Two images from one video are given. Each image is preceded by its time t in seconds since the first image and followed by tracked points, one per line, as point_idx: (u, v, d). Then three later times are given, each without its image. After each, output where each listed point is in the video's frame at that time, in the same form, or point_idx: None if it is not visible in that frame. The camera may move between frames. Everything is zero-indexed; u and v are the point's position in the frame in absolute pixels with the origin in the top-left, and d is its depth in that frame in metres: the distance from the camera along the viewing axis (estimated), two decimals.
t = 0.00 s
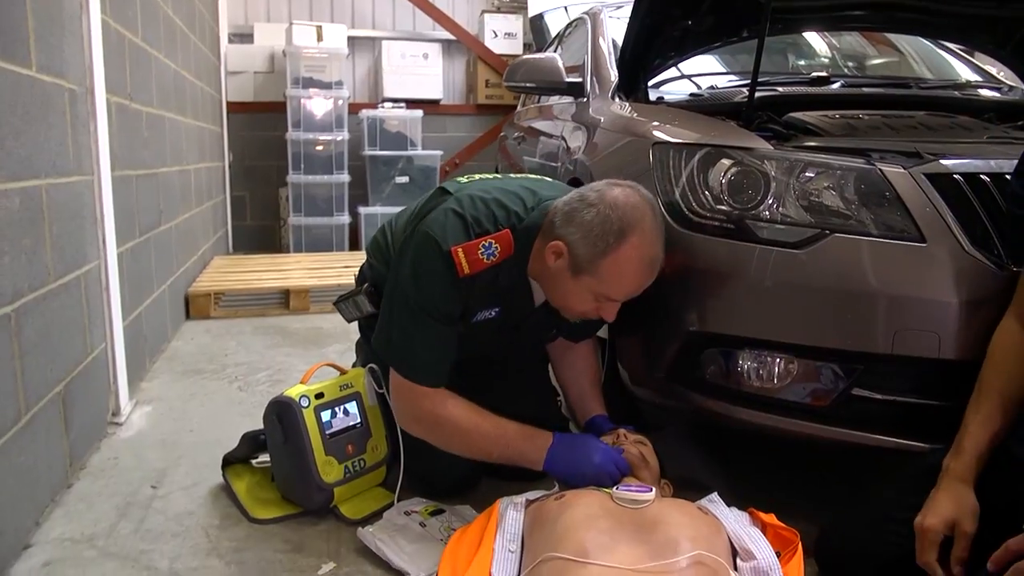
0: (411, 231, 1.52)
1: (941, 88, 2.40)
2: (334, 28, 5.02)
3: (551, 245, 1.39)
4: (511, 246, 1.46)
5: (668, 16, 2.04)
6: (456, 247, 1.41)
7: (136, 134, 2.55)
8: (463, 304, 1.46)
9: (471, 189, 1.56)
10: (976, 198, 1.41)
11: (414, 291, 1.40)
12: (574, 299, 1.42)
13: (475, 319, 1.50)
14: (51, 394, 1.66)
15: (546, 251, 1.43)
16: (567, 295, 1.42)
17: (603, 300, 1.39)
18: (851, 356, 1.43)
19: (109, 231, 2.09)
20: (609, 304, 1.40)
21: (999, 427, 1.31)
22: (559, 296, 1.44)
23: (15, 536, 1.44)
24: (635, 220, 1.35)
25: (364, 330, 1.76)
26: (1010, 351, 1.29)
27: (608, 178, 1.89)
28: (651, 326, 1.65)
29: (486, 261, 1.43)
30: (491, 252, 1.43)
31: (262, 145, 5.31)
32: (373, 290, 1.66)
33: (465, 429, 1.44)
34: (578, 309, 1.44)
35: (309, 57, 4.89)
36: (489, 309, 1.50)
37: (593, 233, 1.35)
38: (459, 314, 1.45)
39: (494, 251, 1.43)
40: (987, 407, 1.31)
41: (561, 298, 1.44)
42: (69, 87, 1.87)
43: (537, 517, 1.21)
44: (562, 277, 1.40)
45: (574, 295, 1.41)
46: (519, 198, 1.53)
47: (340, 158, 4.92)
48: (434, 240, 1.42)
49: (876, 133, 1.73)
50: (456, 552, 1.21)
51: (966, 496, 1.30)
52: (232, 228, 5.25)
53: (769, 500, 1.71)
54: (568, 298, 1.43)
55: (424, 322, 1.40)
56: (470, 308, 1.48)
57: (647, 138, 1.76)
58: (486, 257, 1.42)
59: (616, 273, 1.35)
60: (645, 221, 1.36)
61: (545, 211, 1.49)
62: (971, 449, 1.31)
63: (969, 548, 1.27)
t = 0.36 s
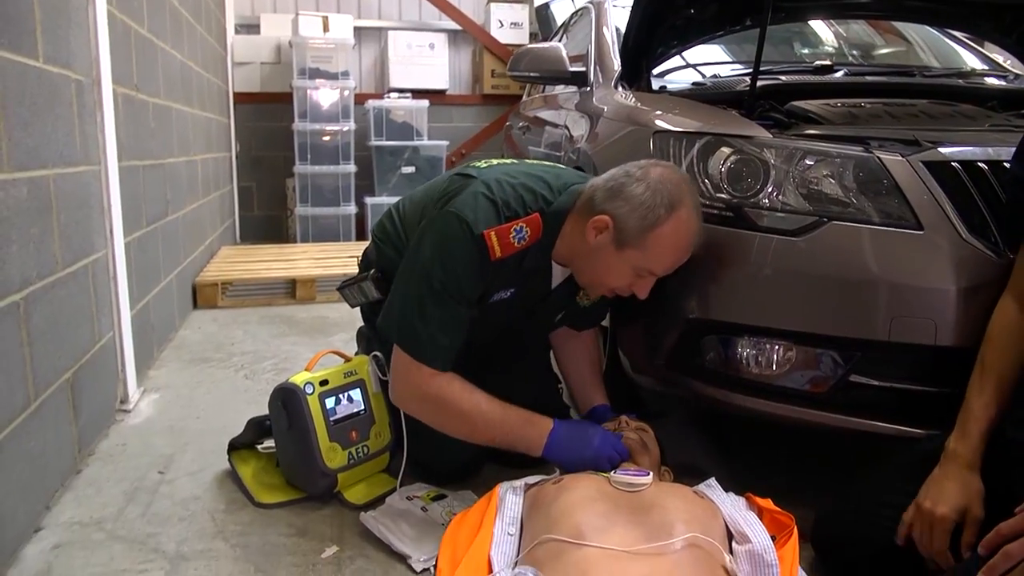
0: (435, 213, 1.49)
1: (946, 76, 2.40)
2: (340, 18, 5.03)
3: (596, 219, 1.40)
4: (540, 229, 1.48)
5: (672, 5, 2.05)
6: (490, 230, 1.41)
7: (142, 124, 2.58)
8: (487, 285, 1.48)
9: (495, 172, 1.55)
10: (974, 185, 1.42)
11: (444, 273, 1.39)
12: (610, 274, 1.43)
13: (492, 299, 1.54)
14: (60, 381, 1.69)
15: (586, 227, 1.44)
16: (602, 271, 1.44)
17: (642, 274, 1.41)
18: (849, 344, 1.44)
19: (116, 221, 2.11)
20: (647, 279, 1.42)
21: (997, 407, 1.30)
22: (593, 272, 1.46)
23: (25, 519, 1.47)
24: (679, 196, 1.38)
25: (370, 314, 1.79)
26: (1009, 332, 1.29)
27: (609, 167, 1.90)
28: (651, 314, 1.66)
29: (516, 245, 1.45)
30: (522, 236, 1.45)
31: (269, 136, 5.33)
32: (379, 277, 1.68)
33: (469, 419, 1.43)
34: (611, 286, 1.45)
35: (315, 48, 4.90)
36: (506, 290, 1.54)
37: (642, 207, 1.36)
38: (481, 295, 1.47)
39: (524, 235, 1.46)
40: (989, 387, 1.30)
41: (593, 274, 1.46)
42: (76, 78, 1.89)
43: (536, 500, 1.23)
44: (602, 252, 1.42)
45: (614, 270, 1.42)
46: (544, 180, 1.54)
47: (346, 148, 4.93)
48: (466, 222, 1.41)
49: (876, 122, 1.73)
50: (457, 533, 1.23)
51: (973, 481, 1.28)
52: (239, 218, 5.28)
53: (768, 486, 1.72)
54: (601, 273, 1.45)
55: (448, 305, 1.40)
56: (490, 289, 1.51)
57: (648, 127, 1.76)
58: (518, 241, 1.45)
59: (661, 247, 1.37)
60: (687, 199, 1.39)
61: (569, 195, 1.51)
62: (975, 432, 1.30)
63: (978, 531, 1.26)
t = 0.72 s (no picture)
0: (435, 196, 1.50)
1: (947, 62, 2.39)
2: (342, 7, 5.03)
3: (593, 203, 1.41)
4: (540, 212, 1.51)
5: None
6: (495, 211, 1.44)
7: (145, 114, 2.59)
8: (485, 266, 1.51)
9: (492, 158, 1.57)
10: (967, 169, 1.42)
11: (451, 250, 1.38)
12: (603, 259, 1.45)
13: (487, 281, 1.58)
14: (66, 367, 1.71)
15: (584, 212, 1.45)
16: (597, 256, 1.46)
17: (635, 261, 1.43)
18: (845, 327, 1.45)
19: (120, 209, 2.14)
20: (638, 266, 1.44)
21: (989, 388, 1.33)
22: (588, 257, 1.48)
23: (34, 502, 1.50)
24: (676, 182, 1.40)
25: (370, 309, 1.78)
26: (1008, 316, 1.31)
27: (608, 153, 1.91)
28: (649, 299, 1.67)
29: (519, 228, 1.47)
30: (525, 219, 1.47)
31: (273, 125, 5.35)
32: (375, 265, 1.71)
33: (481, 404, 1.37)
34: (604, 271, 1.47)
35: (318, 37, 4.91)
36: (501, 272, 1.60)
37: (639, 191, 1.38)
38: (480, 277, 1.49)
39: (527, 218, 1.48)
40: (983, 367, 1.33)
41: (588, 259, 1.48)
42: (79, 69, 1.90)
43: (534, 480, 1.25)
44: (597, 236, 1.43)
45: (608, 254, 1.44)
46: (541, 167, 1.57)
47: (350, 137, 4.95)
48: (470, 203, 1.42)
49: (873, 108, 1.73)
50: (455, 515, 1.25)
51: (956, 455, 1.31)
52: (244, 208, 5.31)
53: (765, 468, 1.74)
54: (594, 258, 1.46)
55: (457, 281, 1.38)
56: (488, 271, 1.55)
57: (646, 114, 1.77)
58: (521, 223, 1.47)
59: (655, 234, 1.38)
60: (683, 184, 1.41)
61: (567, 181, 1.54)
62: (962, 408, 1.33)
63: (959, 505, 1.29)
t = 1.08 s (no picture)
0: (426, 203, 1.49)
1: (941, 53, 2.39)
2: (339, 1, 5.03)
3: (578, 217, 1.42)
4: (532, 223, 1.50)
5: None
6: (491, 222, 1.43)
7: (142, 108, 2.60)
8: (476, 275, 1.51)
9: (483, 166, 1.56)
10: (954, 159, 1.43)
11: (445, 260, 1.36)
12: (584, 275, 1.46)
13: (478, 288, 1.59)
14: (63, 359, 1.73)
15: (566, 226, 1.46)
16: (578, 271, 1.47)
17: (616, 278, 1.44)
18: (834, 316, 1.47)
19: (117, 202, 2.15)
20: (619, 283, 1.45)
21: (970, 376, 1.32)
22: (570, 271, 1.48)
23: (32, 491, 1.52)
24: (660, 200, 1.41)
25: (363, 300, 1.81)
26: (990, 304, 1.30)
27: (601, 145, 1.92)
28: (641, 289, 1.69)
29: (513, 239, 1.47)
30: (519, 229, 1.47)
31: (270, 119, 5.35)
32: (366, 261, 1.73)
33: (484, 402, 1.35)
34: (587, 286, 1.48)
35: (315, 30, 4.91)
36: (491, 279, 1.61)
37: (623, 208, 1.39)
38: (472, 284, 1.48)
39: (521, 228, 1.48)
40: (966, 355, 1.32)
41: (570, 273, 1.49)
42: (74, 62, 1.91)
43: (524, 468, 1.26)
44: (579, 251, 1.44)
45: (589, 270, 1.45)
46: (531, 176, 1.57)
47: (347, 131, 4.95)
48: (465, 213, 1.41)
49: (864, 99, 1.74)
50: (445, 507, 1.26)
51: (931, 441, 1.32)
52: (242, 201, 5.32)
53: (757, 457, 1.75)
54: (575, 274, 1.48)
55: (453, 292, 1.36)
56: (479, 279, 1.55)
57: (638, 106, 1.78)
58: (515, 234, 1.46)
59: (638, 251, 1.39)
60: (667, 200, 1.41)
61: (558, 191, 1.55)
62: (940, 396, 1.33)
63: (926, 488, 1.32)
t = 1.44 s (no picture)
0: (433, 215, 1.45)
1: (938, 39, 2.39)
2: None
3: (578, 235, 1.40)
4: (539, 245, 1.47)
5: None
6: (500, 243, 1.40)
7: (139, 97, 2.61)
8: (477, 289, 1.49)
9: (494, 179, 1.52)
10: (945, 144, 1.44)
11: (450, 283, 1.34)
12: (570, 295, 1.43)
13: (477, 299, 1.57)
14: (62, 346, 1.74)
15: (563, 242, 1.44)
16: (565, 291, 1.43)
17: (599, 304, 1.41)
18: (826, 301, 1.48)
19: (114, 190, 2.16)
20: (601, 310, 1.42)
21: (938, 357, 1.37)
22: (556, 289, 1.45)
23: (32, 476, 1.53)
24: (658, 239, 1.40)
25: (360, 286, 1.83)
26: (953, 287, 1.35)
27: (596, 132, 1.92)
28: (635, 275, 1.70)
29: (519, 260, 1.44)
30: (525, 251, 1.44)
31: (269, 108, 5.35)
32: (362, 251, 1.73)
33: (476, 403, 1.35)
34: (567, 306, 1.45)
35: (313, 19, 4.90)
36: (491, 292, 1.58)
37: (623, 235, 1.37)
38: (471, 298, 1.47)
39: (527, 250, 1.45)
40: (928, 333, 1.38)
41: (555, 292, 1.46)
42: (70, 51, 1.92)
43: (516, 451, 1.28)
44: (571, 270, 1.41)
45: (576, 292, 1.42)
46: (542, 194, 1.53)
47: (346, 120, 4.95)
48: (473, 231, 1.39)
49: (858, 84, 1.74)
50: (439, 491, 1.28)
51: (876, 410, 1.39)
52: (241, 190, 5.32)
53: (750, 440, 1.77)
54: (561, 294, 1.44)
55: (454, 314, 1.36)
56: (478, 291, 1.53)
57: (632, 92, 1.78)
58: (521, 255, 1.43)
59: (628, 281, 1.37)
60: (666, 240, 1.41)
61: (566, 211, 1.52)
62: (894, 370, 1.40)
63: (863, 454, 1.38)
